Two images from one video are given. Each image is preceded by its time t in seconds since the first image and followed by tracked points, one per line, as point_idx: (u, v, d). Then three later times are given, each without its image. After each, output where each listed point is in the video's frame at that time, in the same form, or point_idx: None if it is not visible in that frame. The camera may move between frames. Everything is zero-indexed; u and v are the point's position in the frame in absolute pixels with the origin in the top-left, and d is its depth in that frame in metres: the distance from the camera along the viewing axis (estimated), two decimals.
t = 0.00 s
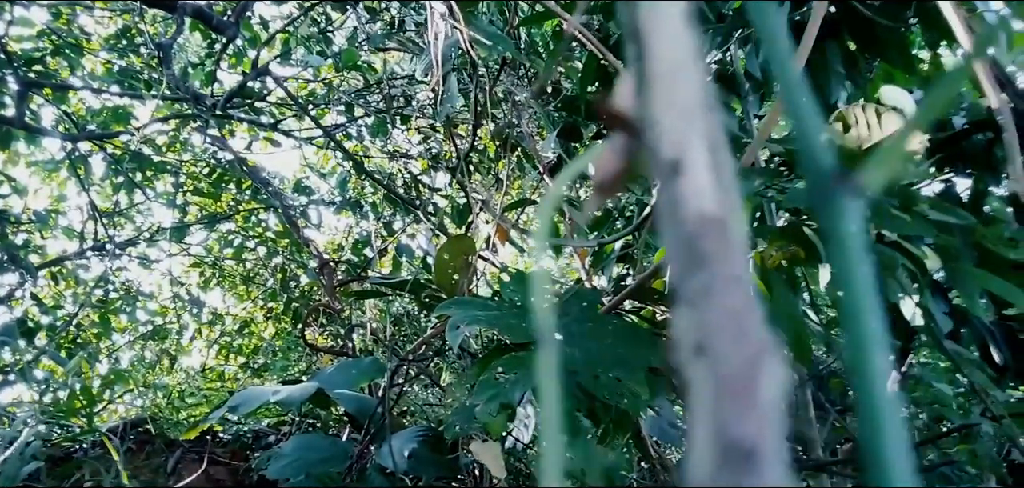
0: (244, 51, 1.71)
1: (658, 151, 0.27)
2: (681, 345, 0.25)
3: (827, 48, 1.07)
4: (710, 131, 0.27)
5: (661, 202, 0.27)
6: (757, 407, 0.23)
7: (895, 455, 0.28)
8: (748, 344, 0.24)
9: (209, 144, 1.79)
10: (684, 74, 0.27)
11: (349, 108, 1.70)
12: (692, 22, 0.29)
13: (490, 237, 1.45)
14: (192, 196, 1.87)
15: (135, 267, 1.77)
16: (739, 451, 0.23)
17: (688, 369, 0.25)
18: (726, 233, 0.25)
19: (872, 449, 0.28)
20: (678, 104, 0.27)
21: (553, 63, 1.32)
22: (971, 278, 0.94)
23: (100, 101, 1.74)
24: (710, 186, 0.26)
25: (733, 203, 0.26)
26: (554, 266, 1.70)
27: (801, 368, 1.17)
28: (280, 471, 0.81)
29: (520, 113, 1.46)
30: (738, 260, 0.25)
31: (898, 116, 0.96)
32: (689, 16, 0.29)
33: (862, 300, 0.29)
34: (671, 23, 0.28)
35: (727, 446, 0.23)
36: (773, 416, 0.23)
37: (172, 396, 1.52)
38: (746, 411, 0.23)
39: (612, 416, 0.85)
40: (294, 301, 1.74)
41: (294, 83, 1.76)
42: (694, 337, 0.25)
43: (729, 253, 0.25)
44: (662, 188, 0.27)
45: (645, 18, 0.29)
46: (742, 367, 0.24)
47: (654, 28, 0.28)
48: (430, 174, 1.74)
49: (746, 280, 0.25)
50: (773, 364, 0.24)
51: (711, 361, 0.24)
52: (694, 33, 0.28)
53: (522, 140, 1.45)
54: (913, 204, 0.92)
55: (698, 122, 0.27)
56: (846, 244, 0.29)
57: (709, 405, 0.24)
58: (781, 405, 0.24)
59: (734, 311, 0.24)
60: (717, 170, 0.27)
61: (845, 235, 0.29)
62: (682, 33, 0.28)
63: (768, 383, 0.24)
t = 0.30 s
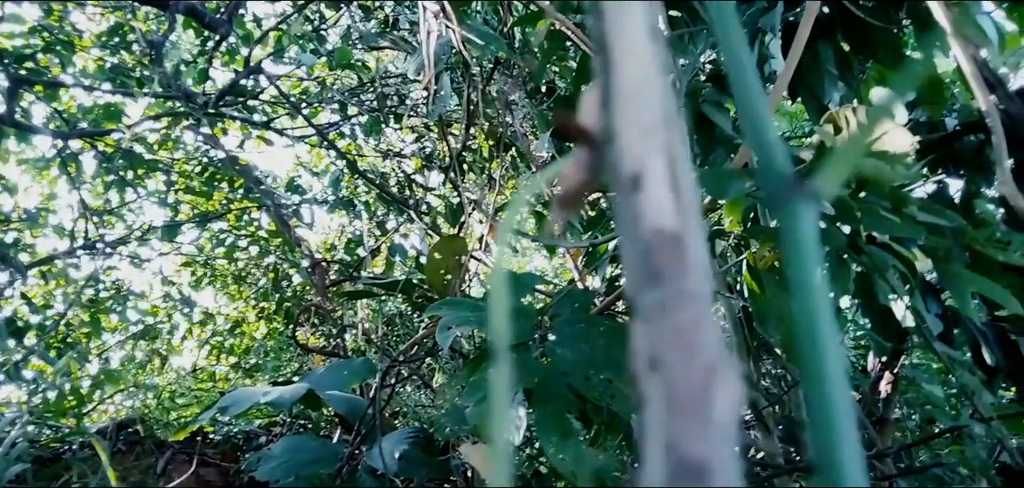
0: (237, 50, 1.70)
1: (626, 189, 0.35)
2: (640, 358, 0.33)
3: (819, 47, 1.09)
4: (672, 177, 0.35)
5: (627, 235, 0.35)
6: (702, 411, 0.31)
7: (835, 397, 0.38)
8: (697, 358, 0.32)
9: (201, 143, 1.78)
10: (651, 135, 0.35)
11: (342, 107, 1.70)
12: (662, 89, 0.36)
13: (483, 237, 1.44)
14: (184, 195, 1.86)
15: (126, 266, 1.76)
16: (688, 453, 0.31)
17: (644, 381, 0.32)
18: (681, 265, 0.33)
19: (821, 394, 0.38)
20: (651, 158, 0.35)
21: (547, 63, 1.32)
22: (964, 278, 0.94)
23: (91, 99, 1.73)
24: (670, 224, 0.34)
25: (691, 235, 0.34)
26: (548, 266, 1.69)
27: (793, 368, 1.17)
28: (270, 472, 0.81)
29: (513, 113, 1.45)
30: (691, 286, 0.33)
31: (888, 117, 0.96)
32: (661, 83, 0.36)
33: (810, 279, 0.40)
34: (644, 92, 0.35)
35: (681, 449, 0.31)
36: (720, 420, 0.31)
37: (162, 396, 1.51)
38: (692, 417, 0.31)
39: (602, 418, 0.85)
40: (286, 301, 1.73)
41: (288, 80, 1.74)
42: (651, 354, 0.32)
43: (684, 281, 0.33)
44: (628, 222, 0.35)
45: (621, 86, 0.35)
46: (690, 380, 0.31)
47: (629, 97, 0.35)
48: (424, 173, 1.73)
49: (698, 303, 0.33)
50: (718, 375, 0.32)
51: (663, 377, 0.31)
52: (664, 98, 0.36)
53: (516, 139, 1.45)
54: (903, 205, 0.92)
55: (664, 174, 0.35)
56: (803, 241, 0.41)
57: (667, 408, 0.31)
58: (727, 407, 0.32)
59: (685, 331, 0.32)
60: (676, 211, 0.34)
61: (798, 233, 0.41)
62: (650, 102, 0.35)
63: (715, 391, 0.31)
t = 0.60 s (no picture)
0: (229, 51, 1.69)
1: (591, 193, 0.32)
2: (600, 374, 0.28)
3: (812, 51, 1.10)
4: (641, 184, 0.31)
5: (593, 242, 0.31)
6: (664, 437, 0.26)
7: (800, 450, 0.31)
8: (663, 381, 0.27)
9: (194, 144, 1.77)
10: (617, 132, 0.31)
11: (335, 109, 1.69)
12: (631, 83, 0.33)
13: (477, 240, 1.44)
14: (176, 197, 1.85)
15: (117, 268, 1.75)
16: (646, 484, 0.26)
17: (606, 402, 0.28)
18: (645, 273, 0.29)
19: (779, 445, 0.32)
20: (617, 158, 0.31)
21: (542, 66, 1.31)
22: (954, 283, 0.93)
23: (83, 100, 1.72)
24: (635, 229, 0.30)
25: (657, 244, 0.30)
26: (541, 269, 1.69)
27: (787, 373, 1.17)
28: (259, 476, 0.80)
29: (507, 116, 1.45)
30: (658, 297, 0.29)
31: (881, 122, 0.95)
32: (634, 83, 0.33)
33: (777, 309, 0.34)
34: (611, 85, 0.32)
35: (637, 480, 0.26)
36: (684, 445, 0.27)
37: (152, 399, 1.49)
38: (653, 441, 0.26)
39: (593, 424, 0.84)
40: (279, 304, 1.72)
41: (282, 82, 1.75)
42: (612, 370, 0.28)
43: (651, 295, 0.29)
44: (595, 228, 0.31)
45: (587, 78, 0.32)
46: (653, 406, 0.27)
47: (596, 90, 0.32)
48: (418, 176, 1.73)
49: (665, 316, 0.28)
50: (686, 395, 0.27)
51: (624, 395, 0.27)
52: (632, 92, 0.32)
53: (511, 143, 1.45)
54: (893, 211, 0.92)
55: (630, 174, 0.31)
56: (775, 264, 0.34)
57: (627, 436, 0.27)
58: (691, 434, 0.27)
59: (648, 345, 0.27)
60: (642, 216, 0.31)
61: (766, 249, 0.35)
62: (619, 95, 0.32)
63: (681, 412, 0.27)
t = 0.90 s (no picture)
0: (217, 48, 1.67)
1: (555, 198, 0.32)
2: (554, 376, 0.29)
3: (801, 52, 1.09)
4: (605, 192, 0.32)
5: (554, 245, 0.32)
6: (615, 439, 0.27)
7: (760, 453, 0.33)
8: (615, 383, 0.28)
9: (180, 142, 1.75)
10: (583, 139, 0.32)
11: (325, 107, 1.68)
12: (600, 93, 0.33)
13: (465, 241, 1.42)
14: (161, 195, 1.82)
15: (101, 267, 1.73)
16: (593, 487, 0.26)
17: (558, 403, 0.28)
18: (605, 278, 0.30)
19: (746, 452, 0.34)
20: (581, 166, 0.32)
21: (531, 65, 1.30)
22: (944, 287, 0.92)
23: (68, 96, 1.69)
24: (598, 235, 0.31)
25: (619, 250, 0.31)
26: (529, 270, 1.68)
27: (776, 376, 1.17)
28: (241, 478, 0.78)
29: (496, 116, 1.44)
30: (615, 302, 0.29)
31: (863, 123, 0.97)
32: (602, 93, 0.33)
33: (746, 320, 0.35)
34: (580, 93, 0.33)
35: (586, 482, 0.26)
36: (634, 450, 0.27)
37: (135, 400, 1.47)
38: (602, 444, 0.27)
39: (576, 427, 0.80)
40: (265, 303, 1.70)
41: (269, 80, 1.74)
42: (567, 373, 0.28)
43: (608, 300, 0.29)
44: (558, 232, 0.32)
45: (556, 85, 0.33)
46: (604, 407, 0.27)
47: (565, 100, 0.33)
48: (406, 175, 1.71)
49: (621, 321, 0.29)
50: (638, 400, 0.28)
51: (576, 398, 0.27)
52: (600, 100, 0.33)
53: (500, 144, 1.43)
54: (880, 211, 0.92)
55: (594, 181, 0.32)
56: (743, 275, 0.37)
57: (576, 437, 0.27)
58: (642, 438, 0.28)
59: (603, 349, 0.28)
60: (604, 220, 0.31)
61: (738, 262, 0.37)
62: (587, 106, 0.33)
63: (631, 416, 0.27)
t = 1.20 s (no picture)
0: (204, 41, 1.66)
1: (483, 174, 0.30)
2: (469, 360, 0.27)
3: (788, 51, 1.08)
4: (537, 167, 0.30)
5: (481, 223, 0.30)
6: (523, 427, 0.25)
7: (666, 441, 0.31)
8: (530, 366, 0.26)
9: (165, 136, 1.74)
10: (513, 111, 0.30)
11: (313, 102, 1.67)
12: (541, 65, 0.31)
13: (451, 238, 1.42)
14: (146, 189, 1.81)
15: (85, 261, 1.72)
16: (502, 475, 0.25)
17: (471, 385, 0.27)
18: (526, 258, 0.28)
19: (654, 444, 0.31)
20: (513, 140, 0.30)
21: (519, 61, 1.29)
22: (925, 286, 0.92)
23: (52, 88, 1.68)
24: (522, 214, 0.29)
25: (546, 230, 0.29)
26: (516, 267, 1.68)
27: (760, 375, 1.17)
28: (218, 475, 0.78)
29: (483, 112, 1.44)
30: (537, 286, 0.27)
31: (844, 122, 0.95)
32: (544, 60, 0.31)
33: (662, 308, 0.33)
34: (513, 58, 0.30)
35: (493, 468, 0.25)
36: (545, 439, 0.26)
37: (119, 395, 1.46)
38: (510, 434, 0.25)
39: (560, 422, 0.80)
40: (251, 299, 1.70)
41: (256, 73, 1.75)
42: (481, 356, 0.27)
43: (531, 282, 0.27)
44: (483, 209, 0.30)
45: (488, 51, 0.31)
46: (514, 392, 0.26)
47: (498, 69, 0.30)
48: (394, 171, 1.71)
49: (544, 304, 0.27)
50: (553, 385, 0.26)
51: (488, 381, 0.26)
52: (536, 68, 0.31)
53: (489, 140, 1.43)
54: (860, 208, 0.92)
55: (524, 156, 0.30)
56: (663, 256, 0.34)
57: (486, 423, 0.26)
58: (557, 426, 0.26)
59: (518, 332, 0.27)
60: (531, 198, 0.29)
61: (658, 240, 0.35)
62: (526, 74, 0.30)
63: (541, 408, 0.26)
